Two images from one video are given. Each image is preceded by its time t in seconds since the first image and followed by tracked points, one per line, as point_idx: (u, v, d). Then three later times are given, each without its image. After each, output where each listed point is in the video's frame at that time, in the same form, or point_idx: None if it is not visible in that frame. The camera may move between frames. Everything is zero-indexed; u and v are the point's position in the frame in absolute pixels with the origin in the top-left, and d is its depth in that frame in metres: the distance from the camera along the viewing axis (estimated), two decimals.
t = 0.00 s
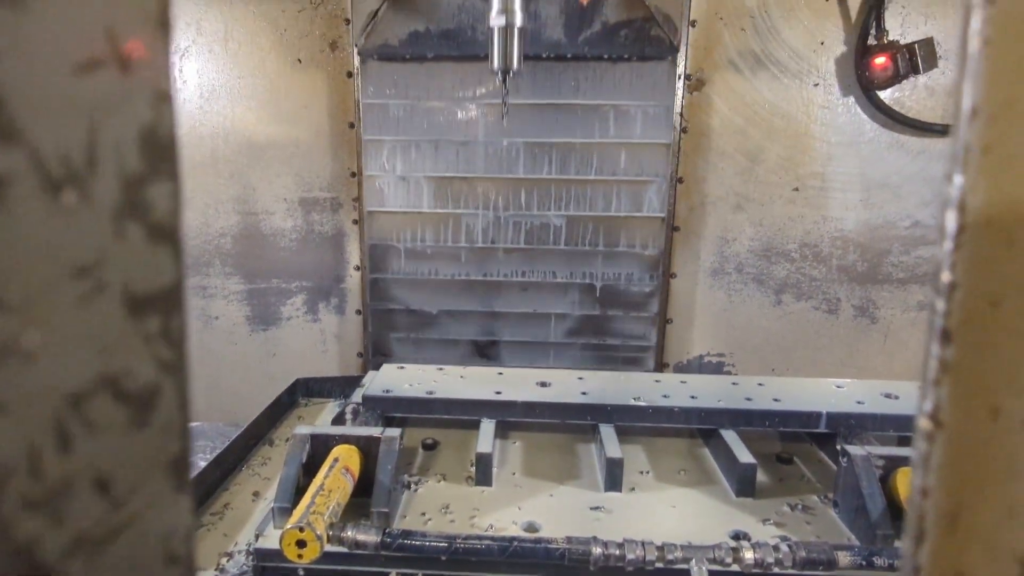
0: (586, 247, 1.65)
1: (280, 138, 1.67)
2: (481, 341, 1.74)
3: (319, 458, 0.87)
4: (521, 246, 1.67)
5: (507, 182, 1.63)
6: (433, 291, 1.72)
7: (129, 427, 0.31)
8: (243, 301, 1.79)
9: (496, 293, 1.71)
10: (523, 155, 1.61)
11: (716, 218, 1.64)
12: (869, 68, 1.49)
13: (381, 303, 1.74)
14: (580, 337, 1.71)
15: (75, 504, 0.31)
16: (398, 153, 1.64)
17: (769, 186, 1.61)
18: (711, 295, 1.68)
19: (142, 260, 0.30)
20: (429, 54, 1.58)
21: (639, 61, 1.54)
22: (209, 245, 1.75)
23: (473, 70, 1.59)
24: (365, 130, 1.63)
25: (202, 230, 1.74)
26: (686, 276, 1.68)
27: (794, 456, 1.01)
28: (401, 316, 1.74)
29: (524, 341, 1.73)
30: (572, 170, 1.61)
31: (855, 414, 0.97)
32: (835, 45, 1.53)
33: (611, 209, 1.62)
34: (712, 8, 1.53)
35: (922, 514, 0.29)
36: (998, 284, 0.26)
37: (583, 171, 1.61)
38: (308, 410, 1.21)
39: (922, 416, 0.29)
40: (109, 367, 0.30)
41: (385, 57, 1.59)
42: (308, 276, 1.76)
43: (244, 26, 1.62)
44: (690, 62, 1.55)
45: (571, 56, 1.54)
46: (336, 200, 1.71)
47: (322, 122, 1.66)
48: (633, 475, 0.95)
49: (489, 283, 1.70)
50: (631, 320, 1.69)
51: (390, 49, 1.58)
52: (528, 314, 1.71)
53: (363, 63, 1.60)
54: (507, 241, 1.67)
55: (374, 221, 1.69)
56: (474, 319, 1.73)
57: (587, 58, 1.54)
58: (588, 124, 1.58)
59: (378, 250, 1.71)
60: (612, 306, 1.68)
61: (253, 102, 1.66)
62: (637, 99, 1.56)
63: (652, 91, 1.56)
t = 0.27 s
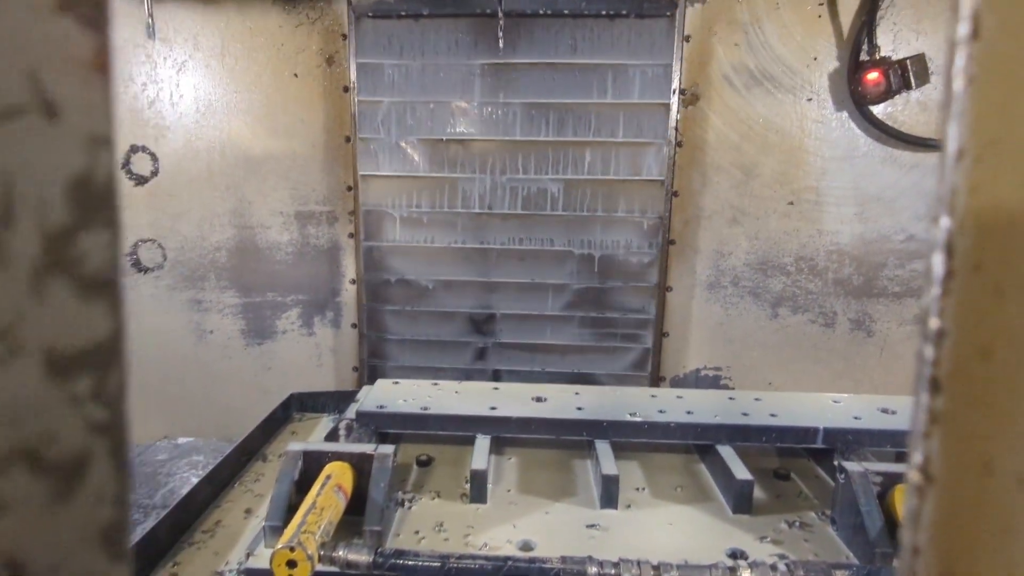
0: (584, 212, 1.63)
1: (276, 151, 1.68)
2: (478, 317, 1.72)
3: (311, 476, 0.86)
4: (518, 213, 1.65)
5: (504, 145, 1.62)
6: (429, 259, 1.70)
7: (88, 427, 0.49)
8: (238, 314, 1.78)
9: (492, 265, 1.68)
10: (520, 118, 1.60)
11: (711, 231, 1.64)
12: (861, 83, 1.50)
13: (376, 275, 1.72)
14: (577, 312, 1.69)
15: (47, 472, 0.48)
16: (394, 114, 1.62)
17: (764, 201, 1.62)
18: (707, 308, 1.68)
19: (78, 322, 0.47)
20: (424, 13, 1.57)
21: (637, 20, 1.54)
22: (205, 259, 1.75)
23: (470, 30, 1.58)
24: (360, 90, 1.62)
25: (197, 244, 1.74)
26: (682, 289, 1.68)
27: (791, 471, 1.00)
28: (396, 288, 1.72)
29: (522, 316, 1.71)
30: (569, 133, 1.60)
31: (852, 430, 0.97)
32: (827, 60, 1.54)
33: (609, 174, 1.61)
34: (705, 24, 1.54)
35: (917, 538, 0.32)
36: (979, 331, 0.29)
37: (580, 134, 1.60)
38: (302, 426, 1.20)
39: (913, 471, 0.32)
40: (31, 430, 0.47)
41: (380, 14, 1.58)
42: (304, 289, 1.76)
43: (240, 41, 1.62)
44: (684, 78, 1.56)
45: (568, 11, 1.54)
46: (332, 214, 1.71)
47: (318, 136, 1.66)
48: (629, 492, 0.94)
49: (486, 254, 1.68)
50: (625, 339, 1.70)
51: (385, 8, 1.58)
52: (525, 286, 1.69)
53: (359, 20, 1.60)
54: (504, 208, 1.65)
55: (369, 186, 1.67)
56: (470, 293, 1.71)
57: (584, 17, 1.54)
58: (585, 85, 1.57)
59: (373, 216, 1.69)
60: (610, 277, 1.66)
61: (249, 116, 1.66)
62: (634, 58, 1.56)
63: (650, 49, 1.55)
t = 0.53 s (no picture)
0: (582, 205, 1.62)
1: (274, 162, 1.68)
2: (476, 315, 1.70)
3: (305, 488, 0.86)
4: (515, 205, 1.63)
5: (501, 137, 1.60)
6: (424, 253, 1.68)
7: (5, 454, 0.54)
8: (234, 325, 1.77)
9: (490, 259, 1.67)
10: (517, 109, 1.59)
11: (708, 240, 1.64)
12: (857, 93, 1.50)
13: (372, 270, 1.70)
14: (575, 308, 1.67)
15: None
16: (389, 105, 1.61)
17: (760, 210, 1.62)
18: (704, 317, 1.68)
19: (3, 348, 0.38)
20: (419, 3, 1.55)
21: (635, 10, 1.52)
22: (202, 268, 1.75)
23: (467, 19, 1.56)
24: (356, 81, 1.60)
25: (194, 254, 1.74)
26: (679, 299, 1.68)
27: (789, 482, 1.00)
28: (392, 285, 1.70)
29: (520, 311, 1.69)
30: (566, 124, 1.58)
31: (850, 440, 0.97)
32: (823, 70, 1.55)
33: (607, 166, 1.59)
34: (701, 35, 1.55)
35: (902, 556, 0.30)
36: (967, 352, 0.28)
37: (578, 124, 1.58)
38: (298, 437, 1.20)
39: (894, 500, 0.31)
40: None
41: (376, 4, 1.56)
42: (300, 300, 1.75)
43: (238, 51, 1.63)
44: (680, 88, 1.57)
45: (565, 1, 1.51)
46: (329, 224, 1.71)
47: (316, 146, 1.66)
48: (626, 503, 0.94)
49: (483, 247, 1.66)
50: (623, 353, 1.68)
51: None
52: (523, 282, 1.67)
53: (354, 10, 1.58)
54: (501, 200, 1.63)
55: (365, 177, 1.65)
56: (467, 288, 1.69)
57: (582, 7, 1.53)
58: (583, 75, 1.56)
59: (369, 208, 1.67)
60: (609, 272, 1.65)
61: (246, 126, 1.66)
62: (633, 47, 1.53)
63: (649, 38, 1.53)
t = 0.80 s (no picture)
0: (579, 225, 1.62)
1: (272, 184, 1.68)
2: (474, 337, 1.69)
3: (302, 514, 0.85)
4: (513, 226, 1.63)
5: (499, 159, 1.61)
6: (422, 275, 1.67)
7: None
8: (231, 348, 1.76)
9: (488, 281, 1.67)
10: (515, 131, 1.60)
11: (705, 260, 1.65)
12: (850, 113, 1.53)
13: (370, 293, 1.69)
14: (574, 329, 1.67)
15: None
16: (387, 128, 1.61)
17: (757, 229, 1.62)
18: (703, 336, 1.68)
19: None
20: (416, 27, 1.56)
21: (631, 31, 1.53)
22: (198, 291, 1.74)
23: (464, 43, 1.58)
24: (353, 104, 1.61)
25: (191, 277, 1.73)
26: (677, 318, 1.68)
27: (793, 504, 0.98)
28: (390, 306, 1.69)
29: (518, 332, 1.68)
30: (563, 146, 1.59)
31: (853, 460, 0.96)
32: (816, 90, 1.56)
33: (604, 186, 1.60)
34: (695, 57, 1.57)
35: (931, 558, 0.31)
36: (989, 379, 0.29)
37: (576, 146, 1.59)
38: (294, 461, 1.18)
39: (921, 539, 0.32)
40: None
41: (373, 27, 1.57)
42: (298, 322, 1.75)
43: (236, 76, 1.64)
44: (675, 108, 1.59)
45: (561, 24, 1.53)
46: (327, 245, 1.71)
47: (313, 168, 1.67)
48: (627, 527, 0.93)
49: (482, 269, 1.66)
50: (622, 374, 1.68)
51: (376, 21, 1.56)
52: (522, 303, 1.67)
53: (352, 34, 1.59)
54: (498, 221, 1.63)
55: (363, 200, 1.65)
56: (466, 310, 1.68)
57: (578, 29, 1.54)
58: (579, 99, 1.57)
59: (367, 230, 1.66)
60: (607, 293, 1.64)
61: (244, 149, 1.67)
62: (628, 70, 1.55)
63: (644, 61, 1.54)
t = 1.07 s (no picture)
0: (576, 250, 1.62)
1: (267, 213, 1.68)
2: (471, 364, 1.68)
3: (295, 550, 0.83)
4: (510, 252, 1.63)
5: (494, 185, 1.62)
6: (418, 301, 1.67)
7: None
8: (225, 377, 1.75)
9: (485, 307, 1.66)
10: (510, 157, 1.61)
11: (701, 284, 1.65)
12: (841, 138, 1.53)
13: (366, 320, 1.68)
14: (572, 355, 1.66)
15: None
16: (384, 155, 1.62)
17: (753, 253, 1.63)
18: (701, 361, 1.67)
19: None
20: (411, 55, 1.57)
21: (624, 58, 1.55)
22: (192, 321, 1.73)
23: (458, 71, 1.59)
24: (349, 132, 1.62)
25: (186, 306, 1.72)
26: (675, 343, 1.67)
27: (797, 534, 0.97)
28: (386, 334, 1.68)
29: (516, 359, 1.67)
30: (559, 171, 1.60)
31: (857, 488, 0.94)
32: (808, 115, 1.58)
33: (600, 211, 1.60)
34: (687, 84, 1.59)
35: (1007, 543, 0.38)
36: None
37: (571, 171, 1.59)
38: (288, 494, 1.16)
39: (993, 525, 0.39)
40: None
41: (368, 56, 1.58)
42: (293, 351, 1.73)
43: (232, 106, 1.65)
44: (669, 134, 1.60)
45: (554, 52, 1.55)
46: (323, 273, 1.70)
47: (309, 196, 1.67)
48: (629, 560, 0.91)
49: (479, 294, 1.65)
50: (621, 400, 1.66)
51: (371, 50, 1.57)
52: (519, 329, 1.66)
53: (348, 63, 1.59)
54: (494, 246, 1.63)
55: (359, 228, 1.65)
56: (462, 337, 1.67)
57: (571, 57, 1.55)
58: (573, 124, 1.58)
59: (362, 257, 1.65)
60: (604, 318, 1.64)
61: (240, 178, 1.67)
62: (622, 95, 1.56)
63: (637, 86, 1.55)
